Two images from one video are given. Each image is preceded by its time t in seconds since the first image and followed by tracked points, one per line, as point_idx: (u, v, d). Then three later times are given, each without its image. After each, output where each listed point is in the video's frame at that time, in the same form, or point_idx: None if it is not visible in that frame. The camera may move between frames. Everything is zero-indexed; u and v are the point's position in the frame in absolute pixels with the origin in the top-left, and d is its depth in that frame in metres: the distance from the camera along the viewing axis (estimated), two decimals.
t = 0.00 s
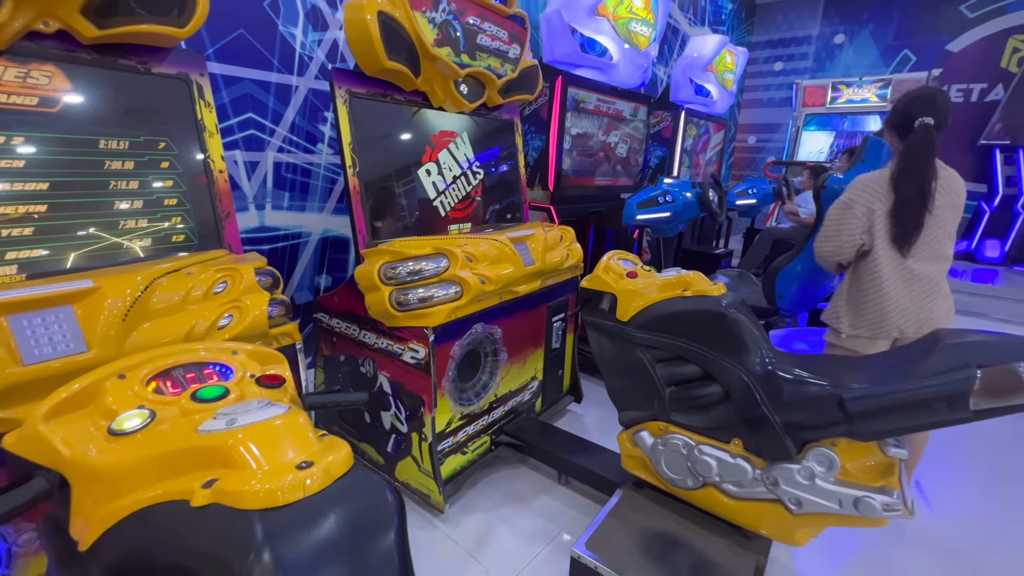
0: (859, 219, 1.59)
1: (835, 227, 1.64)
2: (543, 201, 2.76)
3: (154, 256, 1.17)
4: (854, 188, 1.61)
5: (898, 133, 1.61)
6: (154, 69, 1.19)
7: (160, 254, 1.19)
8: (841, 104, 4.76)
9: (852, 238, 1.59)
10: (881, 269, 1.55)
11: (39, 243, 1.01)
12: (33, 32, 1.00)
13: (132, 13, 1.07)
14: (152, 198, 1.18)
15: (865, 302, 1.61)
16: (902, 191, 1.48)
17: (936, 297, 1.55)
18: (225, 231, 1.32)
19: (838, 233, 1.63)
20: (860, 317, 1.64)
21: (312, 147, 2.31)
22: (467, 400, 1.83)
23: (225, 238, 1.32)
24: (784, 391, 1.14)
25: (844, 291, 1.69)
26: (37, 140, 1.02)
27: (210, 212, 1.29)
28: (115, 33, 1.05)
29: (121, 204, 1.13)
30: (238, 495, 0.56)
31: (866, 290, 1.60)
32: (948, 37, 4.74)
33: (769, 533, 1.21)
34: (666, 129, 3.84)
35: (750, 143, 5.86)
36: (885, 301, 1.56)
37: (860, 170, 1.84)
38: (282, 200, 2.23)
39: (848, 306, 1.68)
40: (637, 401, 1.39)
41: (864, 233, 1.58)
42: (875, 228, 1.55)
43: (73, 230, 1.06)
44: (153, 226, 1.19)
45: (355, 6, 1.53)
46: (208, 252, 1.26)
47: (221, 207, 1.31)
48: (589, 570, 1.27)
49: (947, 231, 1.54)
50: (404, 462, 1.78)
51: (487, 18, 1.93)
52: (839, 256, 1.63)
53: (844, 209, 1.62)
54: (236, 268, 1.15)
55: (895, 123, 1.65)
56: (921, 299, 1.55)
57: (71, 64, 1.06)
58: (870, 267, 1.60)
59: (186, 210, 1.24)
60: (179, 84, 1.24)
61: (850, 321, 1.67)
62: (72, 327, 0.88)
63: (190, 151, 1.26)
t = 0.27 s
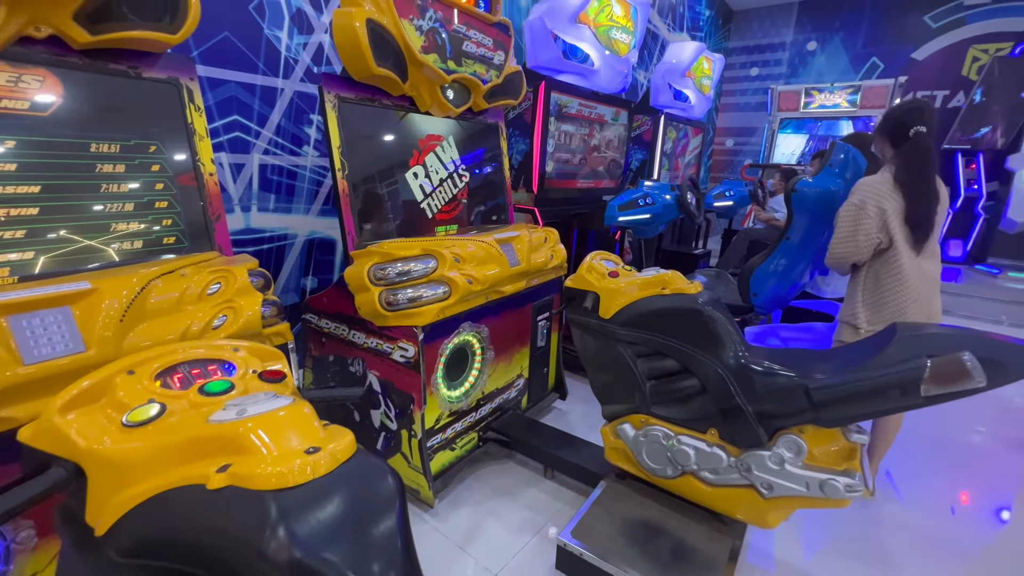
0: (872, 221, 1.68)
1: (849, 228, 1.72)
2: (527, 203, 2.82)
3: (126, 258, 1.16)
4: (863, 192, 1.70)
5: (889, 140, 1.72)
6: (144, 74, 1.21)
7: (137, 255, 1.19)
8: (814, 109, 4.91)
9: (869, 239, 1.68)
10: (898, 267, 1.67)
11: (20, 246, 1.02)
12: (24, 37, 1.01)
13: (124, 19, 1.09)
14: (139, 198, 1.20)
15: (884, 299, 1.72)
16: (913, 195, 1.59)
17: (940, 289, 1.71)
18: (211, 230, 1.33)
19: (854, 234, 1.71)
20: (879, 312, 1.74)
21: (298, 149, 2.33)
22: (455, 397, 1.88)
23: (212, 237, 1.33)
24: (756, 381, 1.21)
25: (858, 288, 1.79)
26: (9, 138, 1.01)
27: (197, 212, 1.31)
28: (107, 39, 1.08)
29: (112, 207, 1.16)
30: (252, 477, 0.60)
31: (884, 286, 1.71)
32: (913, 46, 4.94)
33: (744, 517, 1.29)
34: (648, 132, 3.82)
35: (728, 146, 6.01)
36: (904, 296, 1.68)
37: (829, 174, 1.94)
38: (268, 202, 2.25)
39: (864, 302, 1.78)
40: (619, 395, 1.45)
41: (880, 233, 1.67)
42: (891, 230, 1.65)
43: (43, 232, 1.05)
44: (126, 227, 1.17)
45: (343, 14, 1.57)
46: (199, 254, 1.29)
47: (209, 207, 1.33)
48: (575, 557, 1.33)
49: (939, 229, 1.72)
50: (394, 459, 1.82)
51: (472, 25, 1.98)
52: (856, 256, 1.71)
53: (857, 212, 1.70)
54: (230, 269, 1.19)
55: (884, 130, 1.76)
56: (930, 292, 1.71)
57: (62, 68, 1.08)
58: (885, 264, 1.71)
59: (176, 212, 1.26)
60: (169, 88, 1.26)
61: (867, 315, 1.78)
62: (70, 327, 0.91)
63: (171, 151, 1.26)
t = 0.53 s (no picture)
0: (849, 221, 1.80)
1: (828, 228, 1.84)
2: (502, 202, 2.87)
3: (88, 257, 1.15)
4: (839, 194, 1.82)
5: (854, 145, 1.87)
6: (113, 70, 1.21)
7: (102, 253, 1.17)
8: (778, 112, 5.09)
9: (847, 238, 1.81)
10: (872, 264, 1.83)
11: None
12: None
13: (92, 15, 1.09)
14: (109, 195, 1.20)
15: (860, 291, 1.88)
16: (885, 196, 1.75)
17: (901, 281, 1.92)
18: (181, 226, 1.33)
19: (833, 234, 1.83)
20: (855, 304, 1.90)
21: (270, 147, 2.33)
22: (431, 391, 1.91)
23: (182, 233, 1.33)
24: (716, 370, 1.29)
25: (835, 283, 1.93)
26: None
27: (167, 209, 1.31)
28: (74, 35, 1.07)
29: (80, 204, 1.15)
30: (235, 460, 0.63)
31: (860, 280, 1.87)
32: (869, 53, 5.17)
33: (706, 498, 1.37)
34: (619, 132, 3.86)
35: (698, 146, 6.17)
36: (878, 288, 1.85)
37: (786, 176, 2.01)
38: (239, 200, 2.24)
39: (840, 295, 1.93)
40: (590, 386, 1.52)
41: (856, 232, 1.81)
42: (865, 228, 1.80)
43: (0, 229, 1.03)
44: (88, 225, 1.16)
45: (316, 14, 1.59)
46: (171, 252, 1.29)
47: (179, 203, 1.33)
48: (547, 542, 1.39)
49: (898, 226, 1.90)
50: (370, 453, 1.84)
51: (446, 27, 2.01)
52: (835, 254, 1.84)
53: (835, 213, 1.82)
54: (203, 266, 1.20)
55: (846, 135, 1.90)
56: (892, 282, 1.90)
57: (27, 63, 1.08)
58: (858, 260, 1.86)
59: (146, 209, 1.27)
60: (139, 85, 1.26)
61: (844, 307, 1.93)
62: (42, 324, 0.91)
63: (136, 147, 1.26)
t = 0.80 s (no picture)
0: (822, 224, 1.88)
1: (803, 230, 1.91)
2: (479, 203, 2.89)
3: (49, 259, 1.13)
4: (812, 197, 1.89)
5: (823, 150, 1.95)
6: (78, 70, 1.19)
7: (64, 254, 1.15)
8: (749, 116, 5.22)
9: (820, 241, 1.88)
10: (843, 264, 1.91)
11: None
12: None
13: (56, 13, 1.07)
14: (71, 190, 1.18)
15: (832, 291, 1.94)
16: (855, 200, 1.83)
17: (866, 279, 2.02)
18: (149, 227, 1.31)
19: (808, 236, 1.90)
20: (828, 304, 1.96)
21: (243, 148, 2.30)
22: (408, 392, 1.92)
23: (151, 234, 1.32)
24: (683, 366, 1.33)
25: (809, 283, 1.99)
26: None
27: (133, 209, 1.29)
28: (37, 34, 1.06)
29: (44, 205, 1.13)
30: (204, 458, 0.64)
31: (832, 281, 1.93)
32: (834, 60, 5.35)
33: (676, 490, 1.42)
34: (594, 135, 3.89)
35: (673, 149, 6.28)
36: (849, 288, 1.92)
37: (752, 179, 2.08)
38: (212, 201, 2.22)
39: (814, 295, 1.99)
40: (564, 384, 1.55)
41: (828, 234, 1.88)
42: (837, 231, 1.87)
43: None
44: (52, 226, 1.14)
45: (289, 16, 1.59)
46: (140, 254, 1.28)
47: (147, 204, 1.31)
48: (523, 538, 1.41)
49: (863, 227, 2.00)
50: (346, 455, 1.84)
51: (420, 30, 2.03)
52: (810, 255, 1.91)
53: (810, 216, 1.89)
54: (174, 269, 1.19)
55: (815, 140, 1.98)
56: (860, 283, 1.99)
57: None
58: (830, 261, 1.93)
59: (113, 211, 1.25)
60: (105, 85, 1.25)
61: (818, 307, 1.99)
62: (5, 328, 0.90)
63: (102, 148, 1.24)
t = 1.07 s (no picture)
0: (814, 220, 1.88)
1: (796, 228, 1.89)
2: (464, 205, 2.89)
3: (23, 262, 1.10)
4: (803, 195, 1.90)
5: (803, 152, 2.02)
6: (51, 70, 1.17)
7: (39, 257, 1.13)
8: (731, 118, 5.29)
9: (813, 237, 1.88)
10: (832, 262, 1.95)
11: None
12: None
13: (28, 13, 1.05)
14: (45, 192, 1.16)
15: (825, 288, 1.97)
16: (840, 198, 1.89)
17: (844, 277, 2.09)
18: (127, 230, 1.30)
19: (801, 233, 1.88)
20: (821, 301, 1.98)
21: (224, 149, 2.28)
22: (393, 394, 1.91)
23: (129, 237, 1.30)
24: (665, 364, 1.35)
25: (802, 281, 1.98)
26: None
27: (111, 212, 1.27)
28: (9, 33, 1.03)
29: (17, 208, 1.11)
30: (182, 461, 0.63)
31: (824, 277, 1.96)
32: (813, 64, 5.45)
33: (659, 487, 1.43)
34: (579, 137, 3.95)
35: (657, 151, 6.34)
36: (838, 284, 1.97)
37: (732, 179, 2.11)
38: (192, 203, 2.19)
39: (807, 293, 1.99)
40: (549, 383, 1.56)
41: (819, 231, 1.89)
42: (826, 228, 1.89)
43: None
44: (26, 229, 1.12)
45: (270, 16, 1.58)
46: (117, 257, 1.26)
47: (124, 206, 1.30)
48: (509, 537, 1.41)
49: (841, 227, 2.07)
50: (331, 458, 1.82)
51: (403, 32, 2.03)
52: (804, 252, 1.89)
53: (803, 213, 1.87)
54: (152, 272, 1.17)
55: (794, 144, 2.05)
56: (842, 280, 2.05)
57: None
58: (820, 258, 1.96)
59: (89, 213, 1.23)
60: (80, 85, 1.23)
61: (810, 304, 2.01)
62: None
63: (78, 149, 1.22)
